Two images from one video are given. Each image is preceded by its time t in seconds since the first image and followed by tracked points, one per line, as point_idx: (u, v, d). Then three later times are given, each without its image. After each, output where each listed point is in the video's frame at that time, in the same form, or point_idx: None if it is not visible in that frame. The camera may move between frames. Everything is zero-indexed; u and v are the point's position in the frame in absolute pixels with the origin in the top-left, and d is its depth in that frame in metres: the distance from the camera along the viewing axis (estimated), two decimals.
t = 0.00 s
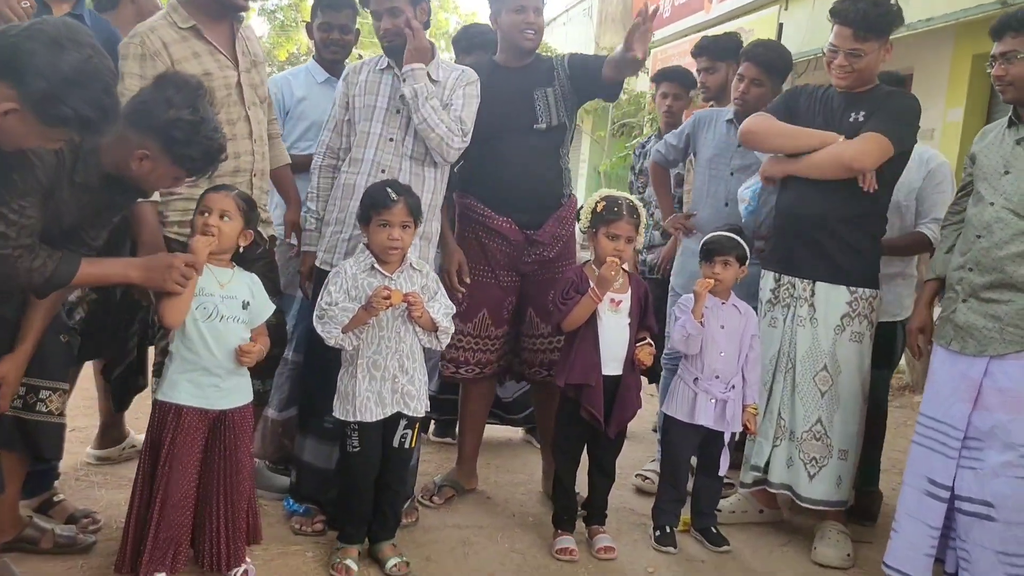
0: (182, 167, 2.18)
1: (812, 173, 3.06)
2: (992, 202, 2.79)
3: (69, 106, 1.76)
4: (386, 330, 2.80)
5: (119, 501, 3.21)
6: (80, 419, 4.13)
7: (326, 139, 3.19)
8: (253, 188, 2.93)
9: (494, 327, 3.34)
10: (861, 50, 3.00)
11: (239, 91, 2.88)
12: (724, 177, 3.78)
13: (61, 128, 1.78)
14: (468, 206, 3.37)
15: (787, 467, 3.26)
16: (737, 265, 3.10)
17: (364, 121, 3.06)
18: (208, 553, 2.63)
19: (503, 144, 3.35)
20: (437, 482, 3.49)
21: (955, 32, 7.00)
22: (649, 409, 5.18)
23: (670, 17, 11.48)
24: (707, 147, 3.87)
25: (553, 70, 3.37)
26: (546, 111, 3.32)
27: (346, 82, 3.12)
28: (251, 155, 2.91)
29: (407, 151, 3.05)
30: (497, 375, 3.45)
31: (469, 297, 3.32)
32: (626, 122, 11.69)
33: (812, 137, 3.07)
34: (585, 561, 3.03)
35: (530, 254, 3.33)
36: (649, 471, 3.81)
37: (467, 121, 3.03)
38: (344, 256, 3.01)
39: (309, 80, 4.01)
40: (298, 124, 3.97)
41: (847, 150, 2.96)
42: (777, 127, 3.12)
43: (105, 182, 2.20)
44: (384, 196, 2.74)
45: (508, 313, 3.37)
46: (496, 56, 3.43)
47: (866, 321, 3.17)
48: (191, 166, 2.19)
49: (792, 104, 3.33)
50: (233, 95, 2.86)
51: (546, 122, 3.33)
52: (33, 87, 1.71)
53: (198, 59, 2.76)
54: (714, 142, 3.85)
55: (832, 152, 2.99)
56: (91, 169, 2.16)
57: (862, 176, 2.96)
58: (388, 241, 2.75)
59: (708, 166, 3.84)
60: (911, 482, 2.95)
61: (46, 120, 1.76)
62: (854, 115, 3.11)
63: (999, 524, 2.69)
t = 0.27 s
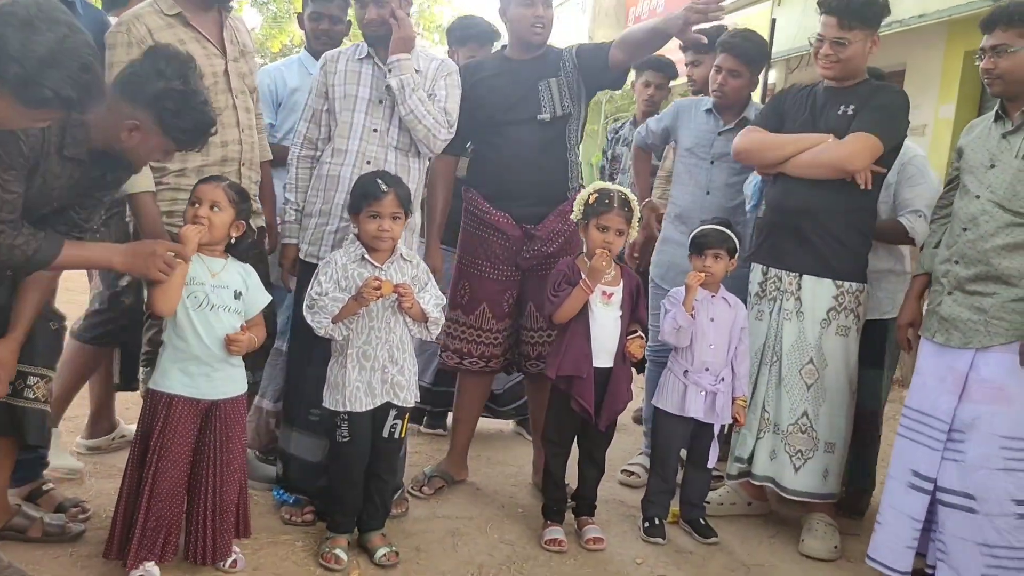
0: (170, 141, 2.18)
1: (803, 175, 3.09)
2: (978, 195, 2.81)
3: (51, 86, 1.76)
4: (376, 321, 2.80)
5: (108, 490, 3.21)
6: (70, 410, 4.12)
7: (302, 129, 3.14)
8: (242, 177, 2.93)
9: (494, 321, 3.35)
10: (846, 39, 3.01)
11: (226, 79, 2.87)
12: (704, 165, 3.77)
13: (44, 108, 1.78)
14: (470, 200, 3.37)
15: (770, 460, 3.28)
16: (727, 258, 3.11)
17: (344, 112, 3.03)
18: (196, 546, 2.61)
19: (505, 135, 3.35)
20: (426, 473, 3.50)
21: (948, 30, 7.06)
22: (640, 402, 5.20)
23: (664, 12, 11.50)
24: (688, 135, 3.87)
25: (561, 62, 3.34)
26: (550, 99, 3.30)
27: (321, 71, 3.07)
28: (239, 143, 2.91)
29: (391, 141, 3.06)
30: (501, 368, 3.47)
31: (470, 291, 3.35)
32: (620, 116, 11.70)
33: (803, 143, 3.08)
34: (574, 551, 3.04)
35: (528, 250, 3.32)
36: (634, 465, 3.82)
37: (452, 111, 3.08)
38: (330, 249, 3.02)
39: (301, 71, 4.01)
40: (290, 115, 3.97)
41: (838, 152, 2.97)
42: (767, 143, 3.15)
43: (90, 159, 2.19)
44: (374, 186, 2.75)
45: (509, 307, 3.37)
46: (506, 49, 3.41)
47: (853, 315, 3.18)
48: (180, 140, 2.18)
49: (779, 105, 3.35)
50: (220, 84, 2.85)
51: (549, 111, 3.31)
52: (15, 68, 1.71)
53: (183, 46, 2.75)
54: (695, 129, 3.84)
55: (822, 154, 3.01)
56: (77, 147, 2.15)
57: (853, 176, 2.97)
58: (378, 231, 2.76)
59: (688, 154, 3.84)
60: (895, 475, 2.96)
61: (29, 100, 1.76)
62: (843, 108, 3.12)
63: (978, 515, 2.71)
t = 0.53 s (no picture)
0: (158, 86, 2.21)
1: (794, 179, 3.08)
2: (968, 193, 2.82)
3: (37, 71, 1.75)
4: (367, 316, 2.79)
5: (99, 485, 3.20)
6: (61, 404, 4.11)
7: (274, 124, 3.06)
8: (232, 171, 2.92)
9: (500, 319, 3.34)
10: (837, 26, 3.01)
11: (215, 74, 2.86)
12: (686, 157, 3.76)
13: (31, 93, 1.78)
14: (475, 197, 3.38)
15: (757, 455, 3.28)
16: (718, 254, 3.12)
17: (323, 106, 3.00)
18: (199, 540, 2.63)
19: (509, 130, 3.30)
20: (418, 468, 3.50)
21: (940, 26, 7.08)
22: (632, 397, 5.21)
23: (660, 7, 11.53)
24: (667, 128, 3.86)
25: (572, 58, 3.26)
26: (558, 96, 3.22)
27: (292, 65, 3.01)
28: (229, 138, 2.90)
29: (374, 134, 3.08)
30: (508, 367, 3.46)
31: (475, 290, 3.35)
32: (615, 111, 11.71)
33: (794, 146, 3.09)
34: (565, 546, 3.05)
35: (530, 249, 3.30)
36: (626, 460, 3.83)
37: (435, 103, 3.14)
38: (318, 246, 3.02)
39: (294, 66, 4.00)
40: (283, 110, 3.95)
41: (830, 155, 2.96)
42: (757, 143, 3.16)
43: (79, 119, 2.20)
44: (367, 181, 2.74)
45: (515, 305, 3.36)
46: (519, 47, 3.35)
47: (842, 311, 3.18)
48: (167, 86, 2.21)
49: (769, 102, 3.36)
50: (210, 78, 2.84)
51: (558, 108, 3.23)
52: None
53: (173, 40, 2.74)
54: (674, 121, 3.83)
55: (813, 157, 3.00)
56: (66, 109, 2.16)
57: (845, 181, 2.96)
58: (370, 227, 2.75)
59: (669, 146, 3.83)
60: (879, 468, 2.97)
61: (13, 87, 1.75)
62: (836, 107, 3.13)
63: (969, 511, 2.72)
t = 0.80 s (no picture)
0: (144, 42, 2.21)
1: (795, 180, 3.07)
2: (967, 192, 2.81)
3: (28, 49, 1.73)
4: (364, 315, 2.79)
5: (97, 484, 3.19)
6: (58, 403, 4.10)
7: (261, 127, 2.99)
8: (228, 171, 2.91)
9: (507, 321, 3.32)
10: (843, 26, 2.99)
11: (211, 73, 2.84)
12: (675, 157, 3.76)
13: (20, 71, 1.75)
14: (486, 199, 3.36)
15: (758, 455, 3.28)
16: (717, 253, 3.10)
17: (316, 111, 2.99)
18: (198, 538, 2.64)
19: (522, 130, 3.27)
20: (415, 467, 3.50)
21: (940, 25, 7.07)
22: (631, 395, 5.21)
23: (659, 5, 11.51)
24: (655, 129, 3.85)
25: (587, 60, 3.22)
26: (573, 98, 3.19)
27: (279, 66, 2.97)
28: (224, 137, 2.88)
29: (368, 137, 3.10)
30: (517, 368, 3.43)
31: (483, 291, 3.33)
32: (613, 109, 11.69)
33: (793, 147, 3.08)
34: (563, 546, 3.04)
35: (535, 251, 3.27)
36: (624, 460, 3.82)
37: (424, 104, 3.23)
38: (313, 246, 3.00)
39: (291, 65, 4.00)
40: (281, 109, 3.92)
41: (831, 156, 2.94)
42: (756, 143, 3.16)
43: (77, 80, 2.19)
44: (364, 180, 2.73)
45: (523, 306, 3.33)
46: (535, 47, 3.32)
47: (842, 310, 3.17)
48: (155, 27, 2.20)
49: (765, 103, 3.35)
50: (205, 77, 2.82)
51: (572, 109, 3.20)
52: None
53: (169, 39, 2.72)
54: (662, 121, 3.82)
55: (813, 158, 2.99)
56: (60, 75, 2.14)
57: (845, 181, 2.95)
58: (368, 226, 2.74)
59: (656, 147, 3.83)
60: (880, 468, 2.97)
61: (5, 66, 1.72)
62: (835, 104, 3.12)
63: (968, 510, 2.72)
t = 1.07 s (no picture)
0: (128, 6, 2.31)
1: (796, 180, 3.07)
2: (966, 190, 2.80)
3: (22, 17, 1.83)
4: (360, 313, 2.78)
5: (92, 482, 3.18)
6: (53, 400, 4.09)
7: (256, 122, 2.93)
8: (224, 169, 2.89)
9: (507, 318, 3.29)
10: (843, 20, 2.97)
11: (206, 69, 2.82)
12: (675, 153, 3.73)
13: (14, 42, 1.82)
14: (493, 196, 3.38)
15: (767, 457, 3.27)
16: (715, 250, 3.09)
17: (312, 109, 2.96)
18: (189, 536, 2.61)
19: (531, 127, 3.26)
20: (411, 465, 3.49)
21: (938, 22, 7.06)
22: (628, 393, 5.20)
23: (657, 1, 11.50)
24: (654, 124, 3.82)
25: (596, 55, 3.20)
26: (581, 93, 3.17)
27: (273, 61, 2.92)
28: (218, 133, 2.87)
29: (363, 134, 3.09)
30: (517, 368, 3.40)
31: (485, 287, 3.33)
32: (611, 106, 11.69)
33: (792, 147, 3.07)
34: (559, 544, 3.04)
35: (537, 251, 3.25)
36: (621, 457, 3.82)
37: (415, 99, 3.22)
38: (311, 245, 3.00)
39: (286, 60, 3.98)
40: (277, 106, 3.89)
41: (831, 154, 2.94)
42: (752, 146, 3.16)
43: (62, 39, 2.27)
44: (361, 177, 2.72)
45: (524, 305, 3.30)
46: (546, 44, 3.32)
47: (847, 309, 3.17)
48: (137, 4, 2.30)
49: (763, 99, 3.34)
50: (200, 73, 2.80)
51: (580, 103, 3.17)
52: None
53: (162, 35, 2.70)
54: (663, 117, 3.80)
55: (812, 157, 2.99)
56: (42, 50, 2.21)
57: (846, 180, 2.95)
58: (364, 223, 2.73)
59: (656, 143, 3.79)
60: (882, 468, 2.97)
61: None
62: (832, 101, 3.10)
63: (966, 509, 2.71)
